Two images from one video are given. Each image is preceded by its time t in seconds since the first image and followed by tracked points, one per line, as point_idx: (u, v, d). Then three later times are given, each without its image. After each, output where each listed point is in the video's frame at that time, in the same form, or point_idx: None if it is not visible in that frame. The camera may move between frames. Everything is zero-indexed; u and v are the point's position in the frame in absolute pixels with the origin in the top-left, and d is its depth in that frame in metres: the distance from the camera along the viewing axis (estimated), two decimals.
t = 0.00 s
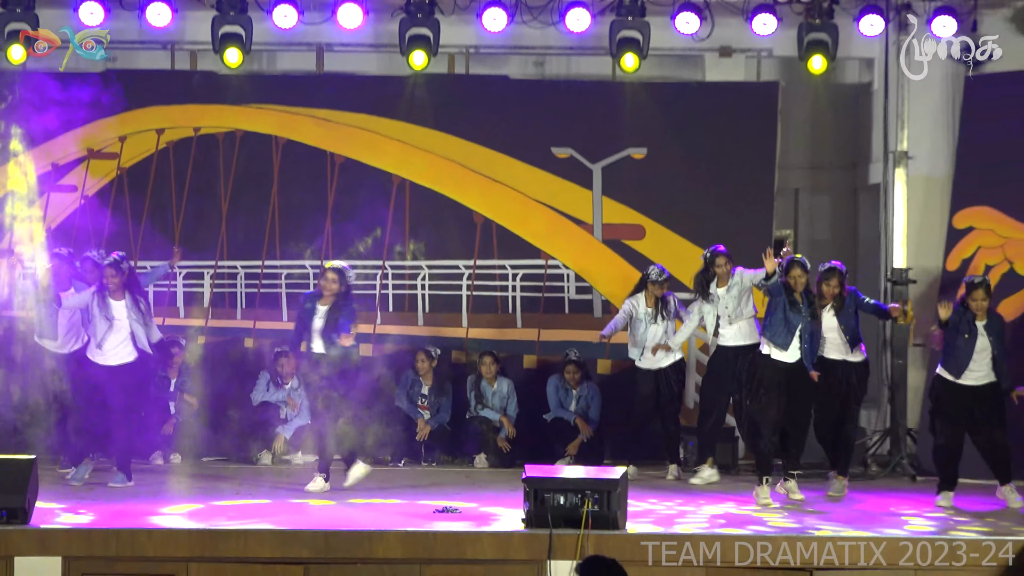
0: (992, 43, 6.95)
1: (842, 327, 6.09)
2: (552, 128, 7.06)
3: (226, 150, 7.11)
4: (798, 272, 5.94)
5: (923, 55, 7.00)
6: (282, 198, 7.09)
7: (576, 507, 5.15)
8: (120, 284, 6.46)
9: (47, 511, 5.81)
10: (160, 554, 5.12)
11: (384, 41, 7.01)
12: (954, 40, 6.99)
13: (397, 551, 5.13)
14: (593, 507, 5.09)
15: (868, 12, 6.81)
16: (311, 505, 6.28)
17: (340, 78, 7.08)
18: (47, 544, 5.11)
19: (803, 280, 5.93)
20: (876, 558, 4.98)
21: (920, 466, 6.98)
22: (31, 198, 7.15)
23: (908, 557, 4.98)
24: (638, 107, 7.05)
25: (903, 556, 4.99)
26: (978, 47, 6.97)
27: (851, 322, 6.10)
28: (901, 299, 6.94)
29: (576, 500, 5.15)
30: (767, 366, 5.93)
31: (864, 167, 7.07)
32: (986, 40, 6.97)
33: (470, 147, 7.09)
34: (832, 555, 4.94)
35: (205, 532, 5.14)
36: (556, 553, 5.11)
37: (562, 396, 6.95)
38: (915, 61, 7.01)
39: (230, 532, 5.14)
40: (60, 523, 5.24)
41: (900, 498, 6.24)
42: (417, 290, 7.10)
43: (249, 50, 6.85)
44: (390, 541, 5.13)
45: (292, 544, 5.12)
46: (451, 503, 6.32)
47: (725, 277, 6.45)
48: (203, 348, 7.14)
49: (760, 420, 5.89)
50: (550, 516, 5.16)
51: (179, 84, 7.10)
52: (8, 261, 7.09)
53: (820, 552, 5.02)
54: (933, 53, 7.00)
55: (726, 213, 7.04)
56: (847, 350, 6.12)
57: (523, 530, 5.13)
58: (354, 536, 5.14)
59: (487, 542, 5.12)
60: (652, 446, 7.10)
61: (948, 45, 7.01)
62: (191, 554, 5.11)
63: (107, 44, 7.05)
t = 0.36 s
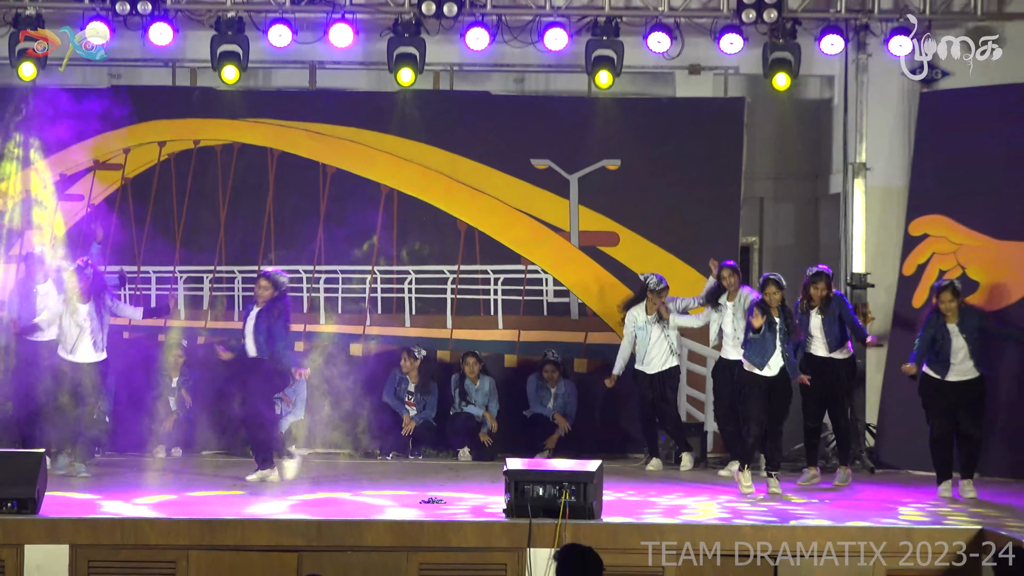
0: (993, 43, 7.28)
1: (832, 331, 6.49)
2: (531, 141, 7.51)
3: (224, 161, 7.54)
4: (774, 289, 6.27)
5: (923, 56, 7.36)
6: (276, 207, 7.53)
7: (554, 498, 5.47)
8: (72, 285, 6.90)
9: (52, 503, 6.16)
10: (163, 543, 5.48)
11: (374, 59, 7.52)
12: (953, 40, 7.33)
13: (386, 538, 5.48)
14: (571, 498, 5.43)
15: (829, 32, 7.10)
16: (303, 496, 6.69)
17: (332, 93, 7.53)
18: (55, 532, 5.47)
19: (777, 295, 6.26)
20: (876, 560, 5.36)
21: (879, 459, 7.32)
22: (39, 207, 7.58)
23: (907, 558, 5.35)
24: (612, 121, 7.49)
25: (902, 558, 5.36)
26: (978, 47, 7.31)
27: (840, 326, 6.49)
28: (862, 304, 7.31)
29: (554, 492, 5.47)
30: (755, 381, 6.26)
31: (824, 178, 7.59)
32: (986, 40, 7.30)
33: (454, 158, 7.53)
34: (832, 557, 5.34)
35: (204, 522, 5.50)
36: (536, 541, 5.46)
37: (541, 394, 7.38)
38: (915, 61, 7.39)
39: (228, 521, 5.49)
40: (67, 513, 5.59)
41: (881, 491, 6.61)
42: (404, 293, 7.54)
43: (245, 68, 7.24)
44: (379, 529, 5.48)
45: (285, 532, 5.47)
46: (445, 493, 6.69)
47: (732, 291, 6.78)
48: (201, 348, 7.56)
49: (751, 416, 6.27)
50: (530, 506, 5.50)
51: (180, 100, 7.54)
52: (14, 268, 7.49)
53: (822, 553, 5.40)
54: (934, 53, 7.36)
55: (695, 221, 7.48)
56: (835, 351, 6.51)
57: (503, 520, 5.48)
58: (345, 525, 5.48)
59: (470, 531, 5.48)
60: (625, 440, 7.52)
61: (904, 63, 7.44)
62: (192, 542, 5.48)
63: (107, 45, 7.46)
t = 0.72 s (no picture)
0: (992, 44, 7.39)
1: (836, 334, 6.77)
2: (510, 147, 7.68)
3: (210, 166, 7.71)
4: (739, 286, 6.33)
5: (922, 55, 7.48)
6: (260, 211, 7.69)
7: (533, 496, 5.58)
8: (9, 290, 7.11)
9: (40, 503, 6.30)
10: (149, 539, 5.62)
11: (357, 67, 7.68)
12: (953, 40, 7.43)
13: (366, 536, 5.61)
14: (548, 496, 5.55)
15: (801, 41, 7.24)
16: (287, 494, 6.83)
17: (316, 100, 7.71)
18: (41, 529, 5.62)
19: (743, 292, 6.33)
20: (876, 559, 5.48)
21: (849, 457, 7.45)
22: (29, 212, 7.74)
23: (908, 558, 5.46)
24: (590, 127, 7.67)
25: (902, 558, 5.48)
26: (978, 48, 7.41)
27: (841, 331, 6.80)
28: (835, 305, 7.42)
29: (532, 489, 5.58)
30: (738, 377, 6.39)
31: (795, 183, 7.84)
32: (986, 41, 7.42)
33: (434, 164, 7.70)
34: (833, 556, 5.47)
35: (188, 520, 5.64)
36: (514, 539, 5.61)
37: (519, 393, 7.48)
38: (915, 61, 7.51)
39: (212, 518, 5.64)
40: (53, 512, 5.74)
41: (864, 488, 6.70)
42: (386, 295, 7.69)
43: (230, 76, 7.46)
44: (359, 526, 5.61)
45: (268, 531, 5.63)
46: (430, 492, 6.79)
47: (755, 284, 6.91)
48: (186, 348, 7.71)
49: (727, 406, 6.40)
50: (509, 503, 5.61)
51: (166, 106, 7.71)
52: (4, 270, 7.62)
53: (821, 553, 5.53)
54: (932, 52, 7.46)
55: (671, 225, 7.65)
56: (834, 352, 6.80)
57: (483, 518, 5.62)
58: (328, 524, 5.61)
59: (448, 529, 5.61)
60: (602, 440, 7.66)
61: (874, 70, 7.60)
62: (178, 539, 5.63)
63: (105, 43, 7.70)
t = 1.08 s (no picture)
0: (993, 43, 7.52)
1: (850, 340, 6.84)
2: (495, 149, 7.69)
3: (195, 168, 7.70)
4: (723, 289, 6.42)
5: (923, 55, 7.54)
6: (245, 213, 7.69)
7: (518, 498, 5.60)
8: None
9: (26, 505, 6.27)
10: (135, 541, 5.61)
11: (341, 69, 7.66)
12: (953, 40, 7.53)
13: (352, 538, 5.60)
14: (534, 498, 5.56)
15: (786, 43, 7.21)
16: (275, 496, 6.83)
17: (301, 102, 7.71)
18: (27, 531, 5.61)
19: (727, 296, 6.40)
20: (877, 559, 5.47)
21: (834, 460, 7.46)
22: (14, 214, 7.70)
23: (908, 557, 5.46)
24: (575, 129, 7.68)
25: (903, 558, 5.48)
26: (978, 47, 7.53)
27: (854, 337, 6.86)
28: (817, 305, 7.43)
29: (518, 492, 5.61)
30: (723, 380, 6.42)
31: (781, 184, 7.82)
32: (987, 40, 7.53)
33: (420, 165, 7.70)
34: (833, 556, 5.47)
35: (173, 523, 5.62)
36: (499, 540, 5.60)
37: (505, 395, 7.50)
38: (916, 61, 7.56)
39: (199, 520, 5.62)
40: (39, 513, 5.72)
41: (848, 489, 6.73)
42: (371, 297, 7.69)
43: (215, 77, 7.43)
44: (345, 529, 5.60)
45: (254, 532, 5.62)
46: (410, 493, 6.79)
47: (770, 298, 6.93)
48: (171, 351, 7.71)
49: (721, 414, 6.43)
50: (494, 506, 5.64)
51: (151, 108, 7.69)
52: None
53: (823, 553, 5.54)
54: (933, 52, 7.54)
55: (657, 227, 7.66)
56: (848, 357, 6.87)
57: (468, 520, 5.61)
58: (311, 524, 5.61)
59: (435, 531, 5.61)
60: (587, 441, 7.67)
61: (858, 73, 7.62)
62: (163, 541, 5.62)
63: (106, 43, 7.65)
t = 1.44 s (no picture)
0: (993, 43, 7.51)
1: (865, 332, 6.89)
2: (491, 150, 7.69)
3: (190, 170, 7.69)
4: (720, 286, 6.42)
5: (923, 55, 7.54)
6: (241, 214, 7.68)
7: (513, 499, 5.61)
8: None
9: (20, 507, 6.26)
10: (130, 542, 5.60)
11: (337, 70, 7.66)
12: (954, 40, 7.53)
13: (347, 539, 5.60)
14: (529, 499, 5.58)
15: (782, 44, 7.23)
16: (269, 499, 6.83)
17: (297, 103, 7.71)
18: (22, 532, 5.61)
19: (724, 293, 6.40)
20: (877, 559, 5.46)
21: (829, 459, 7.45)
22: (11, 213, 7.71)
23: (908, 557, 5.46)
24: (572, 130, 7.68)
25: (903, 558, 5.47)
26: (978, 47, 7.52)
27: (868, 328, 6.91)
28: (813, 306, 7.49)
29: (513, 493, 5.62)
30: (716, 375, 6.43)
31: (777, 186, 7.74)
32: (987, 40, 7.52)
33: (415, 167, 7.70)
34: (834, 556, 5.45)
35: (168, 524, 5.61)
36: (495, 541, 5.59)
37: (501, 397, 7.50)
38: (916, 61, 7.56)
39: (193, 522, 5.61)
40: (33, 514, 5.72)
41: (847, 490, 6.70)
42: (366, 298, 7.69)
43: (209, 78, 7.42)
44: (340, 530, 5.60)
45: (249, 532, 5.60)
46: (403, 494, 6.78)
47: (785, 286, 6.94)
48: (166, 352, 7.71)
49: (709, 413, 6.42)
50: (491, 508, 5.65)
51: (147, 110, 7.68)
52: None
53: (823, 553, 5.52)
54: (934, 52, 7.53)
55: (653, 228, 7.67)
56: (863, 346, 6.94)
57: (463, 521, 5.62)
58: (305, 526, 5.59)
59: (431, 532, 5.61)
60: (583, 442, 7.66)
61: (854, 74, 7.62)
62: (159, 542, 5.61)
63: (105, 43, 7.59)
